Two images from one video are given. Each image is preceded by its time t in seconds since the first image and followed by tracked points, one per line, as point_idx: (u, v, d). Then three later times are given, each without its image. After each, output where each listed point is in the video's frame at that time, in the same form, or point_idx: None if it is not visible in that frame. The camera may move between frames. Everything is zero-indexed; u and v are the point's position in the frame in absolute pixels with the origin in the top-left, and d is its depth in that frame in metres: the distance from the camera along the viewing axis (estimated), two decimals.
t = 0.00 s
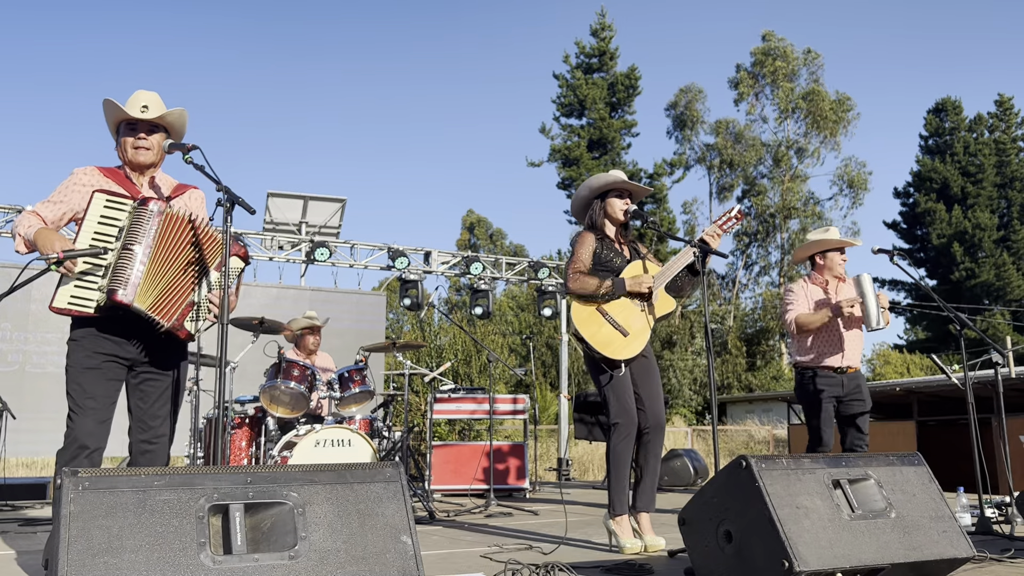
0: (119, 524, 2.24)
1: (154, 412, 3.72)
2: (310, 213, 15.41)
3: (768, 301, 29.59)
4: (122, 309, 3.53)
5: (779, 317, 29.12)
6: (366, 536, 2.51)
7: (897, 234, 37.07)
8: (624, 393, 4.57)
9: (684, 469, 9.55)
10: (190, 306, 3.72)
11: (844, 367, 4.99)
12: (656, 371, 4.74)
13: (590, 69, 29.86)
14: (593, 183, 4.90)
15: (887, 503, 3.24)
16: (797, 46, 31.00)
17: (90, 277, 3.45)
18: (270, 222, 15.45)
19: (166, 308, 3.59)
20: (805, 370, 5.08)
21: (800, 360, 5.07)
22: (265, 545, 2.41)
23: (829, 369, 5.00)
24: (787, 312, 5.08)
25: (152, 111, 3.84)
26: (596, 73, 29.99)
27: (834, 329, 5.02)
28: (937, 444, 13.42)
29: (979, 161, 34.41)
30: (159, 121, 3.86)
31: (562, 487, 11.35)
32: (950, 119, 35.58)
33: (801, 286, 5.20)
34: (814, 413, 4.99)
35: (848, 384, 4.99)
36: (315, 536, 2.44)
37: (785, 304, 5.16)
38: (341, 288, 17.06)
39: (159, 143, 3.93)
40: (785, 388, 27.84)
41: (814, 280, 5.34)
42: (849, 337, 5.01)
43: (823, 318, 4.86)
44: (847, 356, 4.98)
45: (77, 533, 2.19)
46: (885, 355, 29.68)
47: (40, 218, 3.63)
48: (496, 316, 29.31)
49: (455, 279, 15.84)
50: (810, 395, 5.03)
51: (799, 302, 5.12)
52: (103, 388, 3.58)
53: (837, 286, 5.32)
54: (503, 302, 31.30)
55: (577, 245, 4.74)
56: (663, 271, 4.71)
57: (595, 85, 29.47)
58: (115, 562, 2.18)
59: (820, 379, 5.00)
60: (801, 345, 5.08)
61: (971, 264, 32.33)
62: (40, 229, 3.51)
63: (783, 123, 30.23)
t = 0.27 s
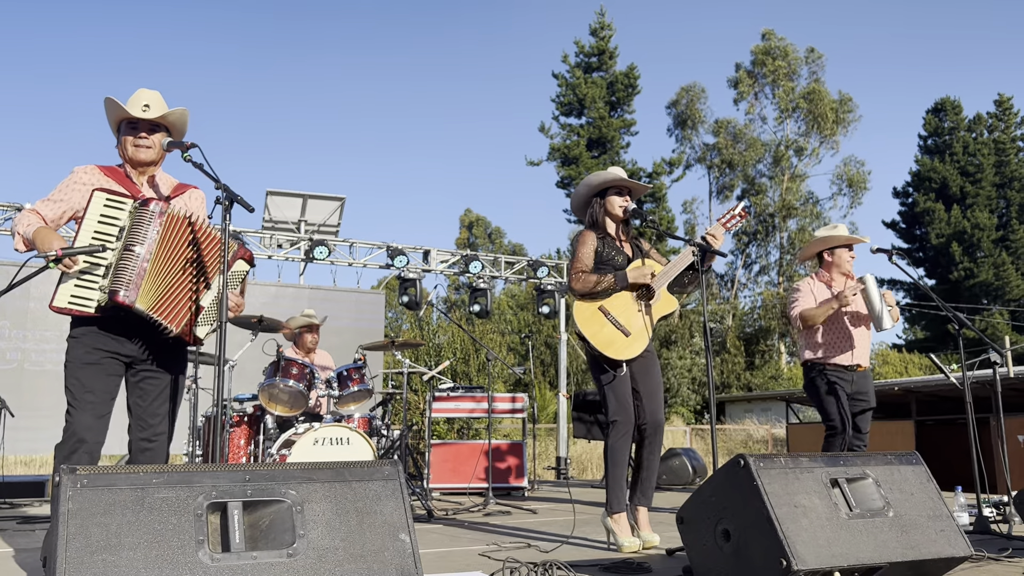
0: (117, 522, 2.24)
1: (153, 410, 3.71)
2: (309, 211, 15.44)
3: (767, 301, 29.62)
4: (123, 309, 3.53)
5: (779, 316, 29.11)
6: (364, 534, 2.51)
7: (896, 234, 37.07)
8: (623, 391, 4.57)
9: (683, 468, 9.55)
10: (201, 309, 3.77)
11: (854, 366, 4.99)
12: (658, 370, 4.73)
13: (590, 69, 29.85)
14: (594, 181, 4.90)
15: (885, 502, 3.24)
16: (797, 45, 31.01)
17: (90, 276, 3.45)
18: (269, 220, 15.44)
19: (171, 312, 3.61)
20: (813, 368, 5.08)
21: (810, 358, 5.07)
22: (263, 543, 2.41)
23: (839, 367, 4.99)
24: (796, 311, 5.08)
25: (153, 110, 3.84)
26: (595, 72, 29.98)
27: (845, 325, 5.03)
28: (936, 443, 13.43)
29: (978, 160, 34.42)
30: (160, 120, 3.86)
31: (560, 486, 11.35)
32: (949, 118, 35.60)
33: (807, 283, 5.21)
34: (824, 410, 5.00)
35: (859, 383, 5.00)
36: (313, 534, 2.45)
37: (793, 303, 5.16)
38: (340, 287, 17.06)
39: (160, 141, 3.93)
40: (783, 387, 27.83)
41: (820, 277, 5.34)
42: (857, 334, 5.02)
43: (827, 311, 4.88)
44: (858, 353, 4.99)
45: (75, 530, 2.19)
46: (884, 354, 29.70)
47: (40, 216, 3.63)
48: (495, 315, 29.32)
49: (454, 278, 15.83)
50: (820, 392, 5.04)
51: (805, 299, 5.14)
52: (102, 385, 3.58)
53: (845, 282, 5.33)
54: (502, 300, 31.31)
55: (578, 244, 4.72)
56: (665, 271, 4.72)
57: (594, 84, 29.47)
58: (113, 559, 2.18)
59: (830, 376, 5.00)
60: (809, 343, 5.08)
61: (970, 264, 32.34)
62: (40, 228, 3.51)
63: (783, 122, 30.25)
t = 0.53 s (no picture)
0: (115, 517, 2.24)
1: (153, 407, 3.71)
2: (308, 209, 15.43)
3: (765, 300, 29.65)
4: (121, 306, 3.54)
5: (778, 315, 29.15)
6: (362, 531, 2.51)
7: (895, 233, 37.09)
8: (629, 390, 4.62)
9: (682, 466, 9.56)
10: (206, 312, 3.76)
11: (857, 365, 5.01)
12: (662, 368, 4.74)
13: (589, 67, 29.84)
14: (593, 182, 4.89)
15: (883, 500, 3.24)
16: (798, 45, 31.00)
17: (87, 272, 3.44)
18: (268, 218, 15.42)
19: (170, 311, 3.62)
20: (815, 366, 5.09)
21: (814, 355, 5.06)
22: (261, 539, 2.41)
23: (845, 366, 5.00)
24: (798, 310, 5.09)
25: (153, 108, 3.85)
26: (594, 71, 29.98)
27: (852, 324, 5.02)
28: (933, 443, 13.45)
29: (977, 160, 34.46)
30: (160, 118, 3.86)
31: (558, 484, 11.37)
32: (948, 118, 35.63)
33: (811, 281, 5.22)
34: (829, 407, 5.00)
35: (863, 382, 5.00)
36: (312, 530, 2.44)
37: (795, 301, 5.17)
38: (339, 284, 17.05)
39: (160, 140, 3.93)
40: (782, 386, 27.84)
41: (825, 275, 5.35)
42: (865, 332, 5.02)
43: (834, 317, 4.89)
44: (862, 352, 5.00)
45: (73, 527, 2.18)
46: (883, 354, 29.73)
47: (37, 212, 3.62)
48: (494, 313, 29.33)
49: (453, 276, 15.83)
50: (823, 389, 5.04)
51: (809, 297, 5.14)
52: (101, 384, 3.58)
53: (850, 278, 5.33)
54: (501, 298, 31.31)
55: (579, 249, 4.75)
56: (665, 271, 4.70)
57: (593, 82, 29.47)
58: (111, 555, 2.18)
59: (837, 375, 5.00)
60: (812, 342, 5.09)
61: (969, 263, 32.37)
62: (38, 225, 3.51)
63: (783, 121, 30.25)
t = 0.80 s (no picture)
0: (112, 512, 2.24)
1: (148, 403, 3.71)
2: (306, 206, 15.42)
3: (763, 298, 29.70)
4: (119, 299, 3.53)
5: (776, 314, 29.16)
6: (359, 527, 2.51)
7: (893, 232, 37.11)
8: (625, 387, 4.62)
9: (679, 464, 9.58)
10: (212, 308, 3.77)
11: (858, 362, 5.01)
12: (662, 364, 4.74)
13: (588, 65, 29.82)
14: (592, 178, 4.89)
15: (880, 497, 3.25)
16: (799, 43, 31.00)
17: (85, 265, 3.43)
18: (266, 215, 15.40)
19: (170, 304, 3.62)
20: (815, 363, 5.08)
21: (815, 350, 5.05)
22: (258, 535, 2.41)
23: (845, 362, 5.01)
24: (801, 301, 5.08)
25: (153, 101, 3.84)
26: (594, 69, 29.95)
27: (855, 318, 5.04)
28: (930, 441, 13.48)
29: (976, 159, 34.49)
30: (159, 111, 3.85)
31: (556, 482, 11.37)
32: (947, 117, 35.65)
33: (815, 274, 5.22)
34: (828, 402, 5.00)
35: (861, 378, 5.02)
36: (308, 526, 2.44)
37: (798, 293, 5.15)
38: (337, 282, 17.04)
39: (159, 133, 3.92)
40: (780, 384, 27.86)
41: (828, 268, 5.34)
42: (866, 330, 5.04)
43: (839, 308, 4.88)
44: (863, 348, 5.00)
45: (70, 521, 2.18)
46: (880, 352, 29.77)
47: (34, 206, 3.62)
48: (492, 311, 29.32)
49: (452, 273, 15.83)
50: (821, 386, 5.04)
51: (812, 289, 5.14)
52: (97, 378, 3.57)
53: (852, 272, 5.33)
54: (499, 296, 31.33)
55: (578, 245, 4.75)
56: (665, 265, 4.69)
57: (592, 80, 29.46)
58: (108, 551, 2.18)
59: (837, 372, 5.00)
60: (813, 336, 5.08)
61: (967, 262, 32.41)
62: (35, 217, 3.50)
63: (783, 120, 30.28)
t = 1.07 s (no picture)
0: (111, 508, 2.24)
1: (147, 399, 3.71)
2: (305, 203, 15.40)
3: (762, 296, 29.72)
4: (118, 297, 3.52)
5: (775, 312, 29.18)
6: (359, 523, 2.51)
7: (892, 231, 37.14)
8: (628, 384, 4.62)
9: (677, 462, 9.59)
10: (212, 305, 3.77)
11: (854, 360, 5.03)
12: (661, 362, 4.74)
13: (588, 62, 29.78)
14: (592, 177, 4.89)
15: (879, 495, 3.25)
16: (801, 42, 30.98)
17: (84, 263, 3.42)
18: (265, 211, 15.37)
19: (169, 300, 3.63)
20: (816, 361, 5.05)
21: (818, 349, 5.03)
22: (258, 531, 2.41)
23: (846, 361, 5.02)
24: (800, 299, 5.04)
25: (153, 99, 3.83)
26: (593, 66, 29.91)
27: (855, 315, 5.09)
28: (928, 439, 13.49)
29: (975, 158, 34.51)
30: (159, 108, 3.84)
31: (554, 479, 11.39)
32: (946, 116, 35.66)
33: (815, 272, 5.20)
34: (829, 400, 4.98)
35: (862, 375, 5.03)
36: (308, 522, 2.44)
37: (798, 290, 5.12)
38: (336, 278, 17.04)
39: (159, 132, 3.91)
40: (778, 383, 27.87)
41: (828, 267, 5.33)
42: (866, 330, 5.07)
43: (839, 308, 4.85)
44: (861, 347, 5.03)
45: (70, 516, 2.18)
46: (878, 351, 29.80)
47: (32, 203, 3.61)
48: (490, 308, 29.33)
49: (451, 270, 15.82)
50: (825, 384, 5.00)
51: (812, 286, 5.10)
52: (97, 374, 3.57)
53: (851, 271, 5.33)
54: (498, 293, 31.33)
55: (576, 244, 4.76)
56: (663, 265, 4.69)
57: (592, 78, 29.45)
58: (107, 546, 2.18)
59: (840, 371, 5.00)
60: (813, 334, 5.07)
61: (965, 261, 32.43)
62: (33, 215, 3.49)
63: (782, 118, 30.28)
